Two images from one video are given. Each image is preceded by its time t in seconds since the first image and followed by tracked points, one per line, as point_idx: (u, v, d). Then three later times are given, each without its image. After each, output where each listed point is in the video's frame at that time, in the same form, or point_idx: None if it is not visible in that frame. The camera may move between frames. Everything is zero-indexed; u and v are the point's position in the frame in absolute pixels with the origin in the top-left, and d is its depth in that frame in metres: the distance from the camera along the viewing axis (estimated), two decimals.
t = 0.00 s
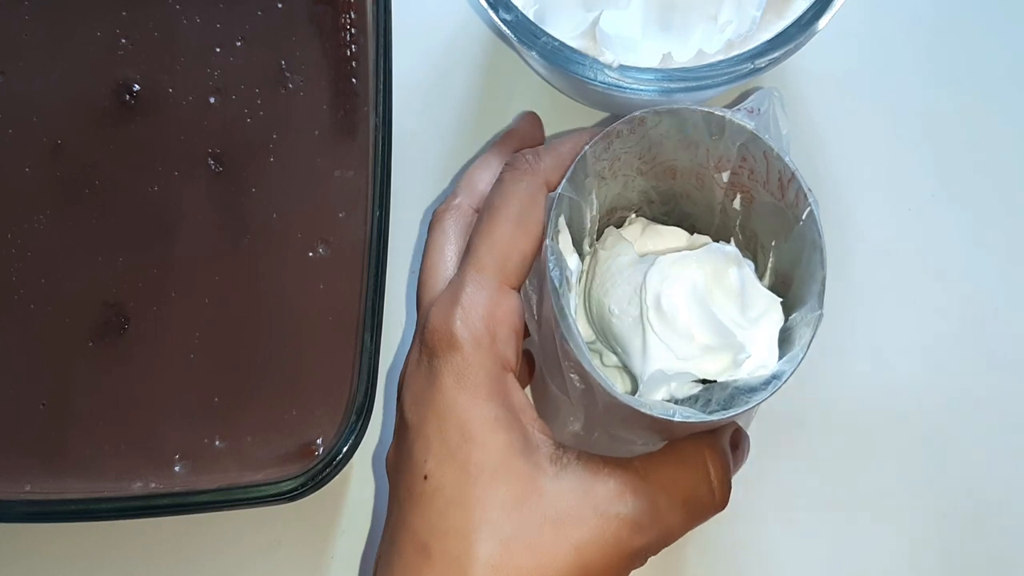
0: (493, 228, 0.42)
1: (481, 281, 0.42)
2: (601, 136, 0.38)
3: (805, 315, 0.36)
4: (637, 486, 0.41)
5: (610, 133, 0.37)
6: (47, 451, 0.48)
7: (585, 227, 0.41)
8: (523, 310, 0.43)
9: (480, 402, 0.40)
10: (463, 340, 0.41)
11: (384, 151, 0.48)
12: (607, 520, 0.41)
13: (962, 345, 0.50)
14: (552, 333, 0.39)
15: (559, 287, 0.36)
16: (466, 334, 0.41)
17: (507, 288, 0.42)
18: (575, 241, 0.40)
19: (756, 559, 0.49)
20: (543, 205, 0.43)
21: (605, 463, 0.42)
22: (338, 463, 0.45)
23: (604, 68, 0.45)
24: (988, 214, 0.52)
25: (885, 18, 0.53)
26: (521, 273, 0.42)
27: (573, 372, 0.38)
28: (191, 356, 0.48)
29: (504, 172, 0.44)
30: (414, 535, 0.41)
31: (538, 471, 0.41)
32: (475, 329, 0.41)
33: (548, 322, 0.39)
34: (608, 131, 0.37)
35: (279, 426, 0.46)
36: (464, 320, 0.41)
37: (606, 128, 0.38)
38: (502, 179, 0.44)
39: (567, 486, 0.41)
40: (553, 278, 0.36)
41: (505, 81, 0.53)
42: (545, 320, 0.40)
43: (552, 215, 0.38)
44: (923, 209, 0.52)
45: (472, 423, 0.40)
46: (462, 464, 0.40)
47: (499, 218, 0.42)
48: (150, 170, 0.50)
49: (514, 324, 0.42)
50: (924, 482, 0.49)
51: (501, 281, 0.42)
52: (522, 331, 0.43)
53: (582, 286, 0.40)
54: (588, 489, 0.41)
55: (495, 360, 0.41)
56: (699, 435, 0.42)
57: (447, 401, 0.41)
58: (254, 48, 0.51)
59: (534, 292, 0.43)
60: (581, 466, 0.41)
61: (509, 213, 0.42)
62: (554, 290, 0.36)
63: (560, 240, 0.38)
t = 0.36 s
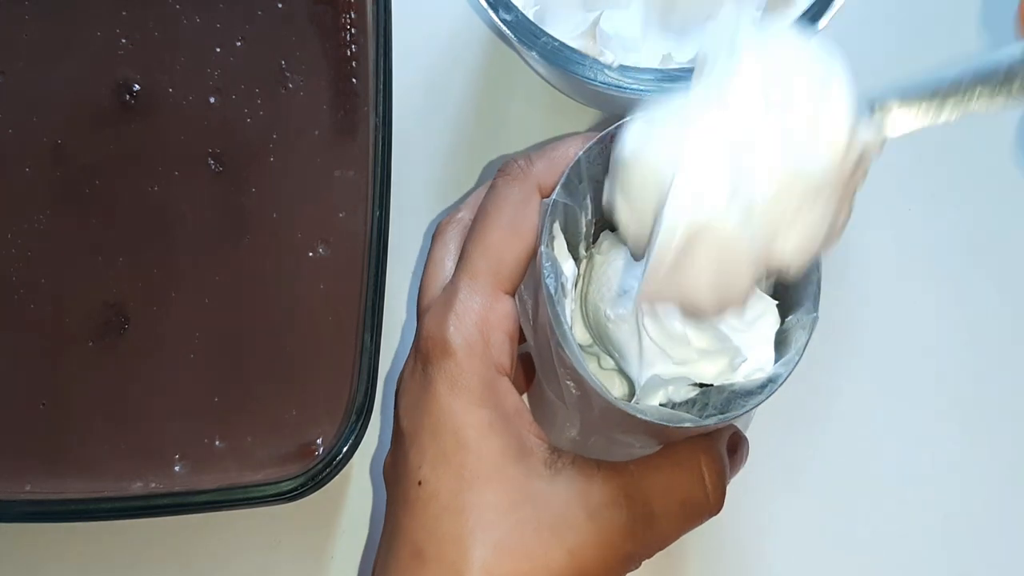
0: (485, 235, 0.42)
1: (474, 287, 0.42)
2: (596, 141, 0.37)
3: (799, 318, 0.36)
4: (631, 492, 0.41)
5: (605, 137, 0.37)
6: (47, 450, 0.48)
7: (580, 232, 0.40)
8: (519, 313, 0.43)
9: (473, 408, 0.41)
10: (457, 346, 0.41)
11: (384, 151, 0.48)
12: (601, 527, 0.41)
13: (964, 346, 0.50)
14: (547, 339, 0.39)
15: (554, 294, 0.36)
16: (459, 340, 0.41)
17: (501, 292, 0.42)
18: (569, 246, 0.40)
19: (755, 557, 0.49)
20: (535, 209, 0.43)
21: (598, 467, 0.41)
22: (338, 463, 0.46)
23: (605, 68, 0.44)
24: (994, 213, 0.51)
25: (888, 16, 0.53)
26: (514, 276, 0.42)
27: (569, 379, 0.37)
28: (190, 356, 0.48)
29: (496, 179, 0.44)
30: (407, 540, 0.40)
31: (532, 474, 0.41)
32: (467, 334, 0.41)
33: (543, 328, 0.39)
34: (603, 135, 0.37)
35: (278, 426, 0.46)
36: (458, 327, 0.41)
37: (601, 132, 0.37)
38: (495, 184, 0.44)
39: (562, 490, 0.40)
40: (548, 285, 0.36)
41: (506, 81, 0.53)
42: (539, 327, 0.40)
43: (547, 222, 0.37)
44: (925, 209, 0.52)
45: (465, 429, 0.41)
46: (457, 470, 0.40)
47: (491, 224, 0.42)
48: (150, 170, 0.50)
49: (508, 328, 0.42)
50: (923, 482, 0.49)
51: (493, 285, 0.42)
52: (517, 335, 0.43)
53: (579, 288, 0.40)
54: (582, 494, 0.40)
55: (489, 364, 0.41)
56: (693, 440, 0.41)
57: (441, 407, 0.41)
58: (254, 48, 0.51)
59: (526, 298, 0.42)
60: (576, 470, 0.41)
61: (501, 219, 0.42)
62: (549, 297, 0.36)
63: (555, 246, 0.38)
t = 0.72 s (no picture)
0: (487, 235, 0.42)
1: (474, 286, 0.42)
2: (599, 139, 0.38)
3: (801, 319, 0.37)
4: (632, 489, 0.41)
5: (608, 136, 0.38)
6: (47, 450, 0.48)
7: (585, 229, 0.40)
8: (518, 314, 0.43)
9: (473, 406, 0.41)
10: (457, 344, 0.41)
11: (384, 151, 0.48)
12: (602, 525, 0.41)
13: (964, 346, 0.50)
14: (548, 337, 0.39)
15: (556, 291, 0.36)
16: (459, 338, 0.41)
17: (501, 292, 0.42)
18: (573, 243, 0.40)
19: (755, 556, 0.49)
20: (538, 211, 0.43)
21: (599, 464, 0.42)
22: (338, 463, 0.45)
23: (605, 68, 0.45)
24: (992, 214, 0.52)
25: (887, 16, 0.53)
26: (515, 277, 0.42)
27: (571, 377, 0.38)
28: (190, 355, 0.48)
29: (500, 180, 0.45)
30: (406, 540, 0.41)
31: (533, 472, 0.41)
32: (467, 333, 0.41)
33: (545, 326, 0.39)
34: (607, 134, 0.38)
35: (278, 425, 0.46)
36: (458, 324, 0.41)
37: (605, 132, 0.38)
38: (498, 186, 0.44)
39: (563, 488, 0.41)
40: (550, 282, 0.36)
41: (506, 81, 0.53)
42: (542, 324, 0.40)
43: (550, 219, 0.38)
44: (924, 209, 0.52)
45: (466, 426, 0.41)
46: (457, 468, 0.40)
47: (493, 224, 0.42)
48: (150, 170, 0.50)
49: (508, 328, 0.42)
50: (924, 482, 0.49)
51: (494, 285, 0.42)
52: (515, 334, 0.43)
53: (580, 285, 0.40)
54: (583, 492, 0.41)
55: (488, 363, 0.42)
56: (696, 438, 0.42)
57: (442, 405, 0.41)
58: (254, 48, 0.51)
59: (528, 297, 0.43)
60: (576, 467, 0.41)
61: (504, 220, 0.42)
62: (551, 293, 0.36)
63: (557, 244, 0.38)
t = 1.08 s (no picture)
0: (491, 235, 0.42)
1: (477, 286, 0.42)
2: (603, 139, 0.38)
3: (802, 320, 0.36)
4: (633, 491, 0.41)
5: (612, 136, 0.37)
6: (47, 451, 0.48)
7: (586, 228, 0.41)
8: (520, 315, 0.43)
9: (475, 408, 0.41)
10: (459, 344, 0.41)
11: (384, 151, 0.48)
12: (603, 525, 0.41)
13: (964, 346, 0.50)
14: (551, 336, 0.39)
15: (560, 291, 0.36)
16: (462, 338, 0.41)
17: (504, 293, 0.42)
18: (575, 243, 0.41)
19: (755, 556, 0.49)
20: (542, 211, 0.43)
21: (601, 466, 0.41)
22: (338, 463, 0.46)
23: (605, 68, 0.45)
24: (992, 213, 0.52)
25: (887, 16, 0.53)
26: (517, 278, 0.42)
27: (573, 376, 0.38)
28: (191, 355, 0.48)
29: (505, 181, 0.44)
30: (408, 540, 0.41)
31: (534, 473, 0.41)
32: (470, 333, 0.41)
33: (548, 325, 0.39)
34: (609, 134, 0.37)
35: (278, 425, 0.46)
36: (461, 324, 0.41)
37: (608, 132, 0.37)
38: (503, 186, 0.44)
39: (563, 489, 0.41)
40: (554, 282, 0.36)
41: (506, 81, 0.53)
42: (545, 323, 0.40)
43: (553, 220, 0.38)
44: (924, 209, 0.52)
45: (467, 427, 0.41)
46: (459, 468, 0.40)
47: (496, 224, 0.42)
48: (150, 170, 0.50)
49: (510, 328, 0.42)
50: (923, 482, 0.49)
51: (496, 286, 0.42)
52: (518, 335, 0.43)
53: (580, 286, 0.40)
54: (585, 494, 0.41)
55: (491, 364, 0.41)
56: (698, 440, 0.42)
57: (444, 405, 0.41)
58: (254, 48, 0.51)
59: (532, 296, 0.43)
60: (578, 468, 0.41)
61: (507, 220, 0.42)
62: (555, 293, 0.36)
63: (562, 244, 0.39)
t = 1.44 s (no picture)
0: (489, 238, 0.42)
1: (476, 290, 0.43)
2: (605, 136, 0.38)
3: (802, 320, 0.37)
4: (630, 494, 0.40)
5: (612, 133, 0.38)
6: (47, 451, 0.48)
7: (586, 224, 0.41)
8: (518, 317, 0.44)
9: (474, 412, 0.41)
10: (458, 348, 0.42)
11: (384, 150, 0.48)
12: (601, 528, 0.40)
13: (962, 346, 0.50)
14: (550, 333, 0.39)
15: (559, 288, 0.36)
16: (460, 342, 0.42)
17: (502, 296, 0.43)
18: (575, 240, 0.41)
19: (754, 557, 0.49)
20: (542, 214, 0.43)
21: (597, 469, 0.41)
22: (338, 463, 0.46)
23: (605, 68, 0.45)
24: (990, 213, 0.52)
25: (888, 16, 0.53)
26: (516, 280, 0.43)
27: (571, 373, 0.38)
28: (190, 356, 0.48)
29: (504, 183, 0.44)
30: (408, 540, 0.41)
31: (533, 478, 0.41)
32: (469, 336, 0.42)
33: (546, 322, 0.39)
34: (611, 131, 0.38)
35: (278, 425, 0.46)
36: (460, 328, 0.42)
37: (609, 129, 0.38)
38: (503, 188, 0.44)
39: (562, 494, 0.40)
40: (553, 278, 0.36)
41: (505, 81, 0.53)
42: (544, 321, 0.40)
43: (553, 216, 0.38)
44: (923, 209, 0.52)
45: (466, 431, 0.41)
46: (458, 473, 0.40)
47: (494, 228, 0.43)
48: (150, 170, 0.50)
49: (508, 331, 0.43)
50: (921, 482, 0.49)
51: (495, 290, 0.43)
52: (517, 338, 0.44)
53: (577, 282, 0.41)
54: (582, 497, 0.40)
55: (489, 367, 0.42)
56: (690, 440, 0.40)
57: (443, 408, 0.41)
58: (254, 48, 0.51)
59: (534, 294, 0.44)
60: (576, 472, 0.41)
61: (505, 224, 0.43)
62: (554, 290, 0.36)
63: (561, 240, 0.39)
